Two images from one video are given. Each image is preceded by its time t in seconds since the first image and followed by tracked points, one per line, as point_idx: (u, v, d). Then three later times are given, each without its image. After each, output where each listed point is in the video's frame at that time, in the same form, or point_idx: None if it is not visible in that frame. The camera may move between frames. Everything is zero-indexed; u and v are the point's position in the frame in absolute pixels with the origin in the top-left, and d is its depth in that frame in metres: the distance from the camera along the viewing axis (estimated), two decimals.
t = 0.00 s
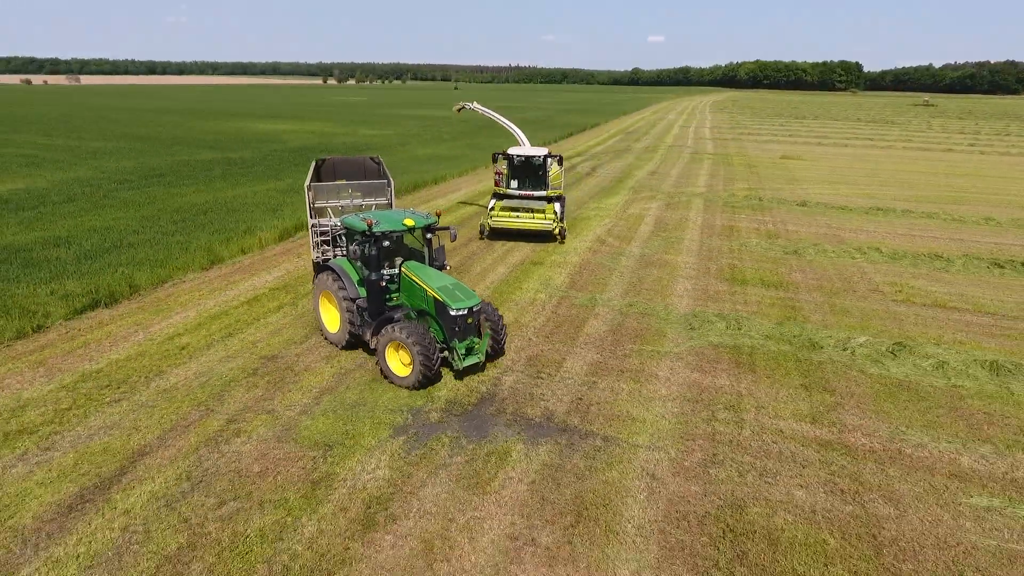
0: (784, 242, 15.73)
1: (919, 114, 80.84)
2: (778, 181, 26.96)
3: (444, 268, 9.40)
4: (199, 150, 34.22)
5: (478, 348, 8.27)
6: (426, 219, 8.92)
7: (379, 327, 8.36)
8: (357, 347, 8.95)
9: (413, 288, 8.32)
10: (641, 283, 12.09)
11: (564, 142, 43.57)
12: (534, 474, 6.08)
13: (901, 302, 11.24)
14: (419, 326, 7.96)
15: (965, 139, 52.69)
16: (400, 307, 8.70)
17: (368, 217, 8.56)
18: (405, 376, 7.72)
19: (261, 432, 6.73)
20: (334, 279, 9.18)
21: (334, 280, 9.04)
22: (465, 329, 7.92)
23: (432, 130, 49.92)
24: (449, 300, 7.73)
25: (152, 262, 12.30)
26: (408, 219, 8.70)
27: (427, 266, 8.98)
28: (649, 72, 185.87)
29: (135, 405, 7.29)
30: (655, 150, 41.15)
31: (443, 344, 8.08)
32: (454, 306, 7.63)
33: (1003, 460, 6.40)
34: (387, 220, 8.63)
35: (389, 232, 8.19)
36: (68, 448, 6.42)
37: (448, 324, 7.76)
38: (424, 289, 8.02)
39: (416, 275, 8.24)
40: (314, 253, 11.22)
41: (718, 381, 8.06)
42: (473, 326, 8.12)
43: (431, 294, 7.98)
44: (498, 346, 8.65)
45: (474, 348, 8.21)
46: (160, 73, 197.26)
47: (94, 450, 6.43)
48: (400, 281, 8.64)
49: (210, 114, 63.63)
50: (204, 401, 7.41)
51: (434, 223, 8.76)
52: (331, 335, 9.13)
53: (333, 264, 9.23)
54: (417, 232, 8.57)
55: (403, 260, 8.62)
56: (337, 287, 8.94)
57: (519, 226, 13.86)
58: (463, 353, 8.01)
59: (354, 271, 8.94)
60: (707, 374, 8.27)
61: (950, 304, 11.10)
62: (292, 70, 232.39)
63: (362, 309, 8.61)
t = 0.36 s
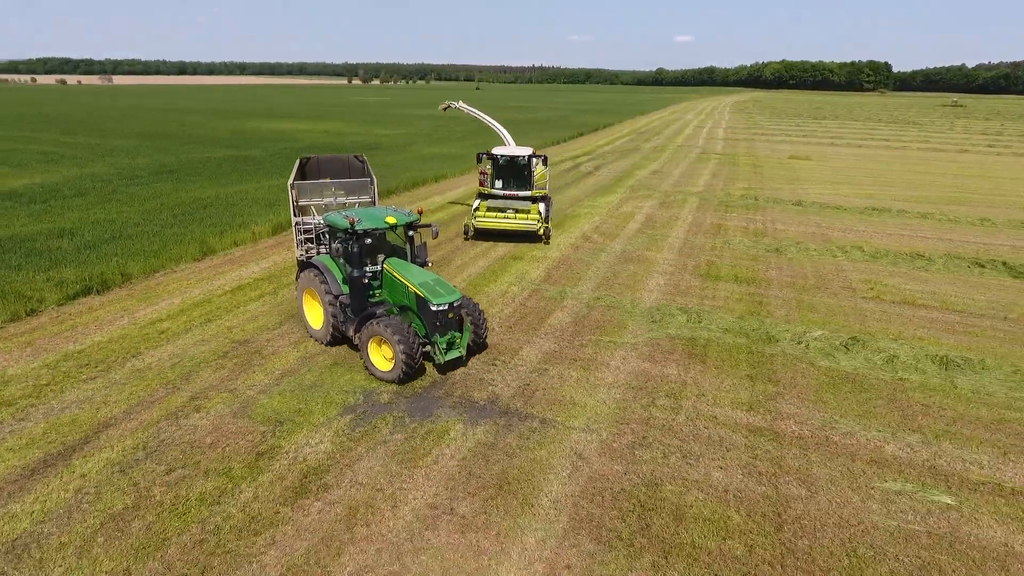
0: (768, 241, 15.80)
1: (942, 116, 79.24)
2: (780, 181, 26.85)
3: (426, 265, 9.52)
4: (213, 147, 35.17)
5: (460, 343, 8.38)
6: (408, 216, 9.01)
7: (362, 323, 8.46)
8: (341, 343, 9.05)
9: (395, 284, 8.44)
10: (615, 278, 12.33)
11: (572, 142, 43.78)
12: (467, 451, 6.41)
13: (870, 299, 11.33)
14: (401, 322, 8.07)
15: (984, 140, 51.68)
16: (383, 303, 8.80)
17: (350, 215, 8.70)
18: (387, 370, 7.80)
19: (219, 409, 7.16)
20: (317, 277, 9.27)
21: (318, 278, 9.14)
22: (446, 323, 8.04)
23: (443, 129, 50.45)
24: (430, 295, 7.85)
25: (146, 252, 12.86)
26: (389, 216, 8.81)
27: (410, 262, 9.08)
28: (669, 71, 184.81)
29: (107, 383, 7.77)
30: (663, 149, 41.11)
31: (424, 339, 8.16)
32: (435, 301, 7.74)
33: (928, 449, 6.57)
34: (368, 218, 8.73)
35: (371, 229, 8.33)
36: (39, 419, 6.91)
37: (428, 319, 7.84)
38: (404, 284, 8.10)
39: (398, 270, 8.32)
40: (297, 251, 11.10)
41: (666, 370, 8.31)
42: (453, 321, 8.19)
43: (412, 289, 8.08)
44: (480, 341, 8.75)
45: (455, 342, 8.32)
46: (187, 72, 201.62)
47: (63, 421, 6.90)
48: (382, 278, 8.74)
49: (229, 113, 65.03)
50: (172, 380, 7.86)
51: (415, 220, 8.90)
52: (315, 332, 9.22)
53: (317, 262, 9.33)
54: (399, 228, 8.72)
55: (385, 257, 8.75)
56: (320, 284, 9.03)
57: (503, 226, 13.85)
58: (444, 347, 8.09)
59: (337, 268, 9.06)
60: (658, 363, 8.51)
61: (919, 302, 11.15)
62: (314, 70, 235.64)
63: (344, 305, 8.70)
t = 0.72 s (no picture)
0: (751, 239, 15.80)
1: (967, 116, 77.31)
2: (781, 181, 26.62)
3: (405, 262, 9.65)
4: (225, 145, 36.05)
5: (436, 338, 8.48)
6: (386, 214, 9.15)
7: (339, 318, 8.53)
8: (318, 338, 9.12)
9: (373, 280, 8.53)
10: (585, 273, 12.53)
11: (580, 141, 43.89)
12: (397, 430, 6.71)
13: (836, 296, 11.36)
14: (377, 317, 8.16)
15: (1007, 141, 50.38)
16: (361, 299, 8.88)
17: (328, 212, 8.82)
18: (364, 365, 7.87)
19: (174, 388, 7.59)
20: (296, 273, 9.34)
21: (297, 274, 9.19)
22: (423, 318, 8.14)
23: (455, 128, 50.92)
24: (406, 290, 7.95)
25: (138, 243, 13.42)
26: (368, 213, 8.94)
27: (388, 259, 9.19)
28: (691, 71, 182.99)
29: (77, 362, 8.26)
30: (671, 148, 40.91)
31: (401, 333, 8.24)
32: (412, 297, 7.84)
33: (848, 439, 6.70)
34: (347, 215, 8.85)
35: (348, 226, 8.44)
36: (7, 393, 7.40)
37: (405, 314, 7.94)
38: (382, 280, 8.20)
39: (376, 266, 8.42)
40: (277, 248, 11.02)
41: (610, 360, 8.51)
42: (430, 316, 8.29)
43: (389, 285, 8.17)
44: (457, 336, 8.85)
45: (432, 337, 8.41)
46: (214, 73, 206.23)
47: (29, 396, 7.39)
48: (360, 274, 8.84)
49: (248, 112, 66.40)
50: (137, 361, 8.32)
51: (394, 217, 9.03)
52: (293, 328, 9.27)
53: (296, 258, 9.40)
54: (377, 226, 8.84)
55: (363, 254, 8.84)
56: (299, 280, 9.09)
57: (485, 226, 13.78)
58: (420, 342, 8.19)
59: (316, 265, 9.13)
60: (604, 353, 8.72)
61: (885, 301, 11.13)
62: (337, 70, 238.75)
63: (322, 300, 8.77)
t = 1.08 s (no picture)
0: (723, 236, 15.83)
1: (979, 116, 76.25)
2: (770, 181, 26.53)
3: (368, 258, 9.72)
4: (225, 143, 36.51)
5: (398, 333, 8.54)
6: (348, 210, 9.18)
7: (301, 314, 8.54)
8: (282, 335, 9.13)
9: (335, 276, 8.55)
10: (547, 268, 12.69)
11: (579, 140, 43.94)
12: (323, 413, 6.94)
13: (792, 293, 11.43)
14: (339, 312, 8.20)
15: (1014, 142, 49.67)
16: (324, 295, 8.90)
17: (289, 210, 8.83)
18: (326, 360, 7.91)
19: (119, 372, 7.86)
20: (259, 271, 9.31)
21: (260, 272, 9.16)
22: (384, 314, 8.19)
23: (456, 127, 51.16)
24: (367, 286, 8.00)
25: (114, 236, 13.75)
26: (330, 210, 8.96)
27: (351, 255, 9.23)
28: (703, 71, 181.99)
29: (31, 348, 8.57)
30: (669, 147, 40.82)
31: (364, 329, 8.30)
32: (373, 292, 7.89)
33: (762, 428, 6.82)
34: (308, 212, 8.86)
35: (308, 223, 8.46)
36: None
37: (365, 309, 7.99)
38: (343, 276, 8.25)
39: (338, 262, 8.45)
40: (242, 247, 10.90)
41: (548, 350, 8.68)
42: (392, 311, 8.35)
43: (350, 281, 8.20)
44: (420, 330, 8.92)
45: (394, 332, 8.47)
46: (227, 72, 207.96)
47: None
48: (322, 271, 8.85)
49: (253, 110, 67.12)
50: (90, 347, 8.61)
51: (355, 214, 9.08)
52: (257, 326, 9.29)
53: (259, 256, 9.36)
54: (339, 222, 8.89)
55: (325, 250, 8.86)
56: (261, 277, 9.07)
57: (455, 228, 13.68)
58: (382, 337, 8.26)
59: (278, 263, 9.11)
60: (543, 344, 8.88)
61: (839, 298, 11.17)
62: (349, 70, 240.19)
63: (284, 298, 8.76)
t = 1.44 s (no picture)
0: (698, 233, 15.81)
1: (988, 116, 75.26)
2: (761, 180, 26.40)
3: (334, 254, 9.67)
4: (223, 140, 36.80)
5: (362, 328, 8.48)
6: (312, 207, 9.13)
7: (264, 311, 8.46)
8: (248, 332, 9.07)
9: (298, 273, 8.50)
10: (514, 263, 12.79)
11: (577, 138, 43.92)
12: (258, 400, 7.08)
13: (753, 289, 11.44)
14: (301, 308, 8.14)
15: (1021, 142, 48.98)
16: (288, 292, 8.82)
17: (252, 206, 8.79)
18: (287, 356, 7.83)
19: (70, 359, 8.05)
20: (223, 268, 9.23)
21: (223, 269, 9.06)
22: (347, 309, 8.14)
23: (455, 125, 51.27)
24: (329, 281, 7.95)
25: (93, 229, 14.00)
26: (293, 206, 8.89)
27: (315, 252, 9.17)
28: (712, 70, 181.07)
29: None
30: (666, 146, 40.71)
31: (328, 325, 8.24)
32: (334, 287, 7.86)
33: (689, 419, 6.89)
34: (270, 208, 8.77)
35: (271, 218, 8.42)
36: None
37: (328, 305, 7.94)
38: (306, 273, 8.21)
39: (301, 259, 8.41)
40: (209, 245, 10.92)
41: (495, 343, 8.79)
42: (355, 306, 8.30)
43: (313, 277, 8.16)
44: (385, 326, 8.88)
45: (358, 328, 8.42)
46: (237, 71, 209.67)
47: None
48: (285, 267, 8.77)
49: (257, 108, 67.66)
50: (47, 336, 8.82)
51: (320, 210, 9.08)
52: (223, 324, 9.20)
53: (223, 253, 9.27)
54: (303, 218, 8.87)
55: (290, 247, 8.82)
56: (224, 275, 8.98)
57: (429, 228, 13.54)
58: (346, 333, 8.19)
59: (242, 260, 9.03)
60: (492, 337, 8.99)
61: (800, 295, 11.16)
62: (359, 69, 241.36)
63: (247, 294, 8.68)
